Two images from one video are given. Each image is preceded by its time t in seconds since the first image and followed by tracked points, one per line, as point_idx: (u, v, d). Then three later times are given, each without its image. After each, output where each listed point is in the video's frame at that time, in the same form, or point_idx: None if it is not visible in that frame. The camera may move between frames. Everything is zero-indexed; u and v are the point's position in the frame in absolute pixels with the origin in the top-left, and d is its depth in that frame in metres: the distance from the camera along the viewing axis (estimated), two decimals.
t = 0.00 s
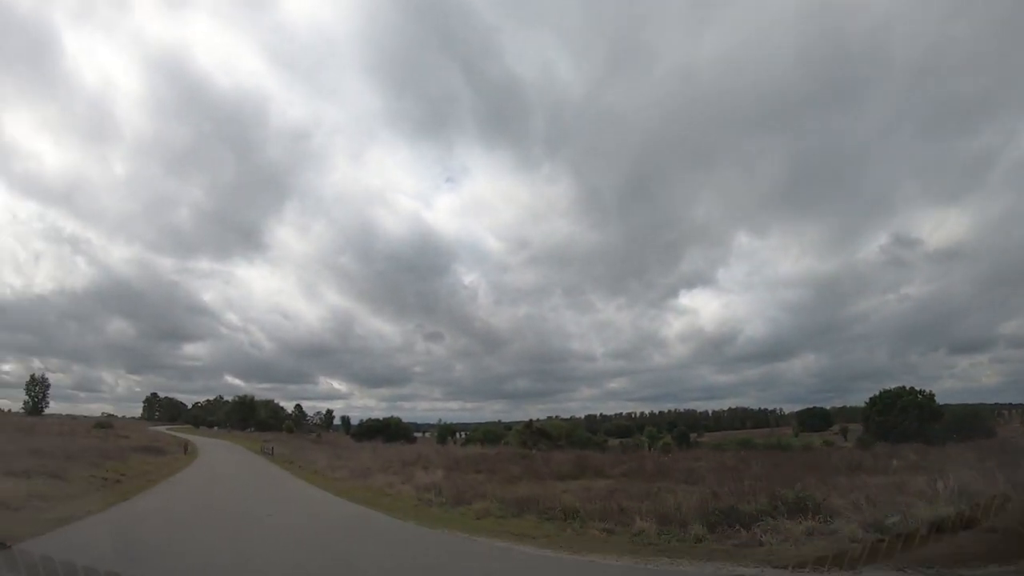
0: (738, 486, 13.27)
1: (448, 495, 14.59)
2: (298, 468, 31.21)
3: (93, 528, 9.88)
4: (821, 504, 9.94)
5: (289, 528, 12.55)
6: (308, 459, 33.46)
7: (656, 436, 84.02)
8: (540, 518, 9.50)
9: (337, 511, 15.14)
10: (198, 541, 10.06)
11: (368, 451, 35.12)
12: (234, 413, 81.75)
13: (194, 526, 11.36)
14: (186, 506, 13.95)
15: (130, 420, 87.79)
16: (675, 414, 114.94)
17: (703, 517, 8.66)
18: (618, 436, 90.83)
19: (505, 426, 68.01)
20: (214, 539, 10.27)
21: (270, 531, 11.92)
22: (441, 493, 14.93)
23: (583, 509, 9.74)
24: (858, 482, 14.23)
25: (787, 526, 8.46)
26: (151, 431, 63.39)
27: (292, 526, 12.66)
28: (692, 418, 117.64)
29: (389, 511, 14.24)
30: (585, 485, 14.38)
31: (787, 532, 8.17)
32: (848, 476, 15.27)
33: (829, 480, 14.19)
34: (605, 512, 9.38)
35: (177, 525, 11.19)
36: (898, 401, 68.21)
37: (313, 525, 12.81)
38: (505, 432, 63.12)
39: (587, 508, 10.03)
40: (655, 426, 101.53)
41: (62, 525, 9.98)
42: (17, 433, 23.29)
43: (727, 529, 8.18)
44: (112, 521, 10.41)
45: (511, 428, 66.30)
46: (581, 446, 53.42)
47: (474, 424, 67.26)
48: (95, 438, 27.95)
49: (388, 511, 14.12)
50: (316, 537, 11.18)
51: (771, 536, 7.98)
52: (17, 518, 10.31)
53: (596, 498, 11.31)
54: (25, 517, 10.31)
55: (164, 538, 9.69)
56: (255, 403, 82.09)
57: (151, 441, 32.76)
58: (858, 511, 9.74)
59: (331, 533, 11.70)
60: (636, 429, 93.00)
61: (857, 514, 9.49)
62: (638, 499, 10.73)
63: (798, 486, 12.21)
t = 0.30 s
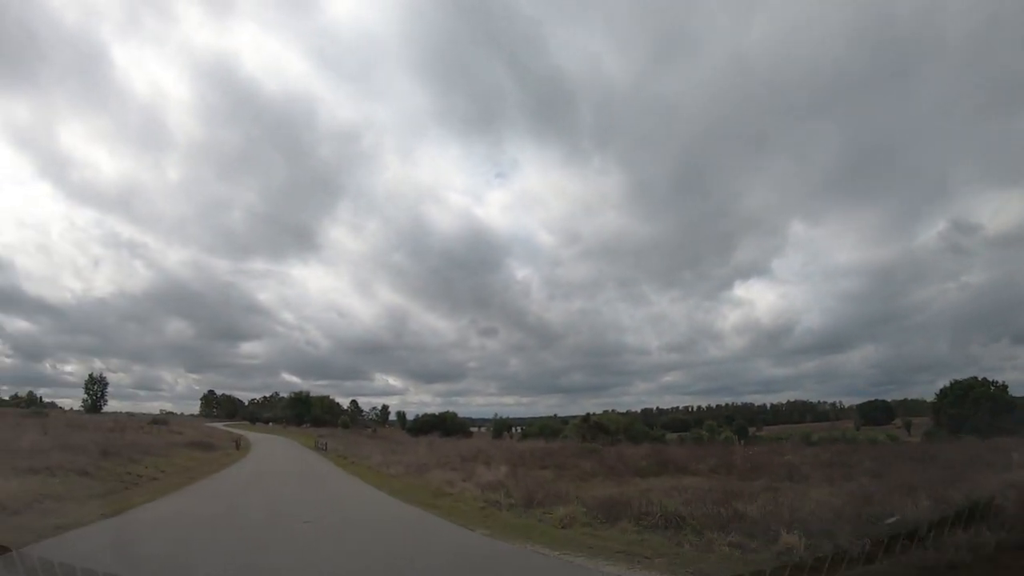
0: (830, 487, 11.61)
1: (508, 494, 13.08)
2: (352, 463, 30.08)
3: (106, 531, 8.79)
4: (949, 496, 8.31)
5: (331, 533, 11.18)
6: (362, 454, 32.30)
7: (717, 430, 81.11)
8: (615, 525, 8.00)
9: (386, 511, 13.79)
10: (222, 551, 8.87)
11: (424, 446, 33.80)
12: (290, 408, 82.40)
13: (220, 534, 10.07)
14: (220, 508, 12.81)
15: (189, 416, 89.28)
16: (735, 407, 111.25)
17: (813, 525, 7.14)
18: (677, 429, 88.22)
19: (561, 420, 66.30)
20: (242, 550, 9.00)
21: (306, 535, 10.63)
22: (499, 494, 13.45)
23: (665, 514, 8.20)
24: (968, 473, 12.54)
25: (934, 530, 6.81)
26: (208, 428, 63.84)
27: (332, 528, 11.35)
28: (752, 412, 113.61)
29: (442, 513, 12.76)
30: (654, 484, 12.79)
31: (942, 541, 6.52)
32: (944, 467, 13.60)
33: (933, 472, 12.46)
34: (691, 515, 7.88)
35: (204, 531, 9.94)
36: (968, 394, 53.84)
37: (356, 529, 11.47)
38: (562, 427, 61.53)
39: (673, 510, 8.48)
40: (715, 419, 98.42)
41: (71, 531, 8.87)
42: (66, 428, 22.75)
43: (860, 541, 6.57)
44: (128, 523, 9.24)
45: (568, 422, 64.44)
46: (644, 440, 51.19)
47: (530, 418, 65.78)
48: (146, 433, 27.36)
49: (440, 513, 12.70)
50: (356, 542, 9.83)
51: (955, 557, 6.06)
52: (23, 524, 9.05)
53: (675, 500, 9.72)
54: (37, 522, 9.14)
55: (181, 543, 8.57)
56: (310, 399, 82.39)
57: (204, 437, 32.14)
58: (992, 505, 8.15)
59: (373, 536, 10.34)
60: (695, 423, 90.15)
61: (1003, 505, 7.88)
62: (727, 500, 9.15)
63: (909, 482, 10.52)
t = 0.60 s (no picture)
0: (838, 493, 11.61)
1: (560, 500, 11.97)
2: (400, 459, 29.08)
3: (99, 549, 7.93)
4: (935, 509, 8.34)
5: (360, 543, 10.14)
6: (410, 450, 31.25)
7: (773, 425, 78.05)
8: (603, 526, 8.29)
9: (433, 525, 12.40)
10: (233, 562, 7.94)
11: (475, 441, 32.60)
12: (337, 405, 82.50)
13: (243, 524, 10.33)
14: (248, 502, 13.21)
15: (238, 414, 90.33)
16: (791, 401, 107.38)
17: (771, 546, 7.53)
18: (731, 424, 85.39)
19: (611, 415, 64.46)
20: (253, 563, 7.96)
21: (335, 551, 9.40)
22: (557, 496, 12.15)
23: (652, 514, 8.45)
24: (994, 460, 12.23)
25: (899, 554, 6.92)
26: (255, 425, 64.20)
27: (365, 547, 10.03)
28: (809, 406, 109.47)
29: (496, 523, 11.29)
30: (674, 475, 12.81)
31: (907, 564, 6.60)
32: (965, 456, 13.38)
33: (945, 475, 12.35)
34: (678, 522, 8.14)
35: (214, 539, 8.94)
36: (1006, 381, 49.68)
37: (393, 547, 10.13)
38: (612, 422, 59.74)
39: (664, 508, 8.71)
40: (770, 414, 95.09)
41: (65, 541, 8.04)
42: (110, 425, 22.34)
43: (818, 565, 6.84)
44: (127, 543, 8.29)
45: (620, 417, 62.60)
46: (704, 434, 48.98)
47: (579, 414, 64.18)
48: (192, 431, 26.86)
49: (492, 520, 11.36)
50: (387, 564, 8.57)
51: None
52: (9, 533, 8.16)
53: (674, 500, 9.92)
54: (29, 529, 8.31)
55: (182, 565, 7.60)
56: (357, 395, 82.37)
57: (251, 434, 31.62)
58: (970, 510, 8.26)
59: (407, 561, 9.00)
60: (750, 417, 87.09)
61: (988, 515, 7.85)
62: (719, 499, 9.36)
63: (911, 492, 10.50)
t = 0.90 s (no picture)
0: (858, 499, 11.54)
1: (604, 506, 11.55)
2: (443, 459, 28.09)
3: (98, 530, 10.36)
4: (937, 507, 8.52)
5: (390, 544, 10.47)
6: (453, 449, 30.28)
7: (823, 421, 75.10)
8: (619, 545, 8.58)
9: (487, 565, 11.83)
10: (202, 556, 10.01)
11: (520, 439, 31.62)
12: (375, 404, 82.41)
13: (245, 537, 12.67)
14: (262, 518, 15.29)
15: (279, 414, 91.04)
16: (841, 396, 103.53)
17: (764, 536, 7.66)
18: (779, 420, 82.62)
19: (654, 412, 62.83)
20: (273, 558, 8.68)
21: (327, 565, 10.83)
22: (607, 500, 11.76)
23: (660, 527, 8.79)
24: None
25: (897, 547, 6.93)
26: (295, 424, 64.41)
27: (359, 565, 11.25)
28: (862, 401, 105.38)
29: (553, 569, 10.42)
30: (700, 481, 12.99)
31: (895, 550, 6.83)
32: (981, 451, 13.49)
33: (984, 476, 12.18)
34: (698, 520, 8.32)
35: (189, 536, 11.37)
36: None
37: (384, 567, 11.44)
38: (655, 419, 58.12)
39: (678, 520, 8.96)
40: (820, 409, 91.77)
41: (64, 524, 10.60)
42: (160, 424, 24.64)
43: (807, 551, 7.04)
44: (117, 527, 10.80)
45: (664, 414, 60.85)
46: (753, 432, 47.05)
47: (620, 411, 62.70)
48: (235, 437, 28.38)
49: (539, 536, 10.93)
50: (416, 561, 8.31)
51: None
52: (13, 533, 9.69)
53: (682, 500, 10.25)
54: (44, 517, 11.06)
55: (148, 546, 10.04)
56: (396, 393, 82.06)
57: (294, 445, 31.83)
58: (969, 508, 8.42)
59: None
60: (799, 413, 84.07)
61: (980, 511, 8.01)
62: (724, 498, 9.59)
63: (916, 494, 10.64)
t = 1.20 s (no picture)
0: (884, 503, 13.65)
1: (673, 518, 13.76)
2: (474, 460, 27.27)
3: (102, 542, 11.80)
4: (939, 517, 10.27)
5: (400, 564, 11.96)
6: (484, 449, 29.49)
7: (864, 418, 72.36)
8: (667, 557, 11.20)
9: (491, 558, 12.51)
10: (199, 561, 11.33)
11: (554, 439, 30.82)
12: (404, 404, 82.12)
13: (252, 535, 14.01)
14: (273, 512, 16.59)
15: (308, 415, 91.36)
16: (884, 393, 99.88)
17: (827, 563, 9.78)
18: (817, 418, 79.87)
19: (686, 412, 61.30)
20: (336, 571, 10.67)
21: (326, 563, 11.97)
22: (670, 513, 13.63)
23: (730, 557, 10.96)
24: None
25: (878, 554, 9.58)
26: (324, 424, 64.37)
27: (354, 561, 12.31)
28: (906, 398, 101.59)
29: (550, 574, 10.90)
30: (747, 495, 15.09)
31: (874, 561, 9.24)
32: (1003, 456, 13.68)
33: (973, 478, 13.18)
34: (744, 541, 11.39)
35: (185, 543, 12.59)
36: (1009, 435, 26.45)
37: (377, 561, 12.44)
38: (689, 418, 56.71)
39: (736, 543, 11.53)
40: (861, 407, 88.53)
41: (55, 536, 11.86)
42: (166, 433, 25.66)
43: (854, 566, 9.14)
44: (115, 539, 12.09)
45: (698, 413, 59.40)
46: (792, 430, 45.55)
47: (652, 410, 61.44)
48: (243, 442, 29.03)
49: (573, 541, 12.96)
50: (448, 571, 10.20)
51: None
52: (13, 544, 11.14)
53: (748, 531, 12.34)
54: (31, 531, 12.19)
55: (148, 554, 11.41)
56: (424, 392, 81.59)
57: (306, 449, 32.01)
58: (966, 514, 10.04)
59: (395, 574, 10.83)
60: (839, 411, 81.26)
61: (969, 522, 9.65)
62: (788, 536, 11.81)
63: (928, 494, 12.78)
